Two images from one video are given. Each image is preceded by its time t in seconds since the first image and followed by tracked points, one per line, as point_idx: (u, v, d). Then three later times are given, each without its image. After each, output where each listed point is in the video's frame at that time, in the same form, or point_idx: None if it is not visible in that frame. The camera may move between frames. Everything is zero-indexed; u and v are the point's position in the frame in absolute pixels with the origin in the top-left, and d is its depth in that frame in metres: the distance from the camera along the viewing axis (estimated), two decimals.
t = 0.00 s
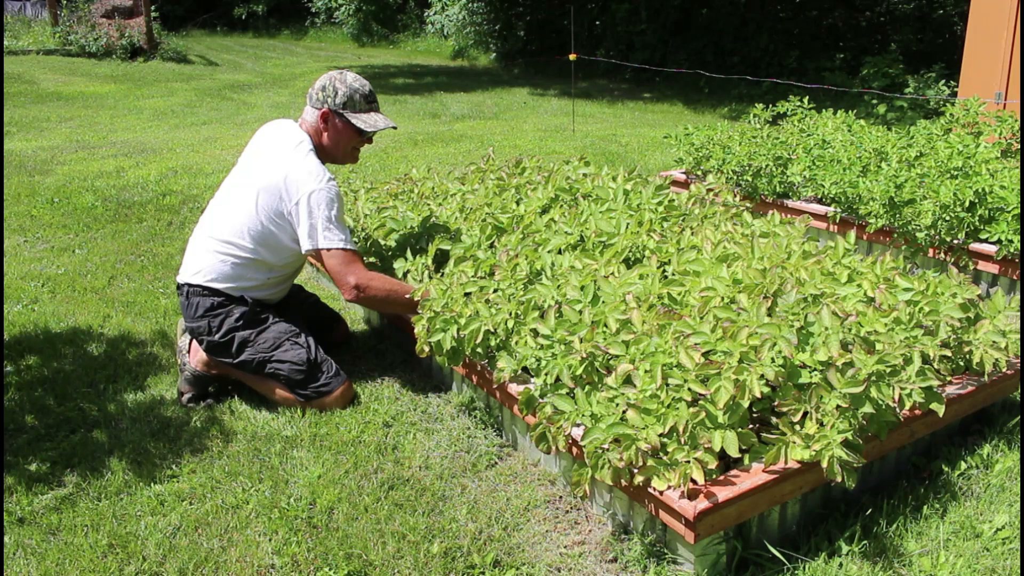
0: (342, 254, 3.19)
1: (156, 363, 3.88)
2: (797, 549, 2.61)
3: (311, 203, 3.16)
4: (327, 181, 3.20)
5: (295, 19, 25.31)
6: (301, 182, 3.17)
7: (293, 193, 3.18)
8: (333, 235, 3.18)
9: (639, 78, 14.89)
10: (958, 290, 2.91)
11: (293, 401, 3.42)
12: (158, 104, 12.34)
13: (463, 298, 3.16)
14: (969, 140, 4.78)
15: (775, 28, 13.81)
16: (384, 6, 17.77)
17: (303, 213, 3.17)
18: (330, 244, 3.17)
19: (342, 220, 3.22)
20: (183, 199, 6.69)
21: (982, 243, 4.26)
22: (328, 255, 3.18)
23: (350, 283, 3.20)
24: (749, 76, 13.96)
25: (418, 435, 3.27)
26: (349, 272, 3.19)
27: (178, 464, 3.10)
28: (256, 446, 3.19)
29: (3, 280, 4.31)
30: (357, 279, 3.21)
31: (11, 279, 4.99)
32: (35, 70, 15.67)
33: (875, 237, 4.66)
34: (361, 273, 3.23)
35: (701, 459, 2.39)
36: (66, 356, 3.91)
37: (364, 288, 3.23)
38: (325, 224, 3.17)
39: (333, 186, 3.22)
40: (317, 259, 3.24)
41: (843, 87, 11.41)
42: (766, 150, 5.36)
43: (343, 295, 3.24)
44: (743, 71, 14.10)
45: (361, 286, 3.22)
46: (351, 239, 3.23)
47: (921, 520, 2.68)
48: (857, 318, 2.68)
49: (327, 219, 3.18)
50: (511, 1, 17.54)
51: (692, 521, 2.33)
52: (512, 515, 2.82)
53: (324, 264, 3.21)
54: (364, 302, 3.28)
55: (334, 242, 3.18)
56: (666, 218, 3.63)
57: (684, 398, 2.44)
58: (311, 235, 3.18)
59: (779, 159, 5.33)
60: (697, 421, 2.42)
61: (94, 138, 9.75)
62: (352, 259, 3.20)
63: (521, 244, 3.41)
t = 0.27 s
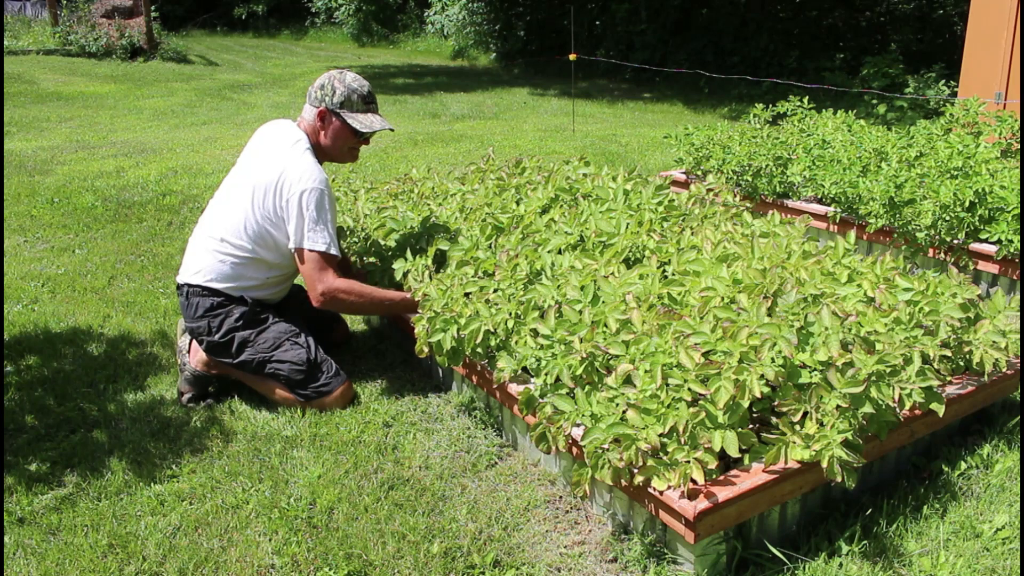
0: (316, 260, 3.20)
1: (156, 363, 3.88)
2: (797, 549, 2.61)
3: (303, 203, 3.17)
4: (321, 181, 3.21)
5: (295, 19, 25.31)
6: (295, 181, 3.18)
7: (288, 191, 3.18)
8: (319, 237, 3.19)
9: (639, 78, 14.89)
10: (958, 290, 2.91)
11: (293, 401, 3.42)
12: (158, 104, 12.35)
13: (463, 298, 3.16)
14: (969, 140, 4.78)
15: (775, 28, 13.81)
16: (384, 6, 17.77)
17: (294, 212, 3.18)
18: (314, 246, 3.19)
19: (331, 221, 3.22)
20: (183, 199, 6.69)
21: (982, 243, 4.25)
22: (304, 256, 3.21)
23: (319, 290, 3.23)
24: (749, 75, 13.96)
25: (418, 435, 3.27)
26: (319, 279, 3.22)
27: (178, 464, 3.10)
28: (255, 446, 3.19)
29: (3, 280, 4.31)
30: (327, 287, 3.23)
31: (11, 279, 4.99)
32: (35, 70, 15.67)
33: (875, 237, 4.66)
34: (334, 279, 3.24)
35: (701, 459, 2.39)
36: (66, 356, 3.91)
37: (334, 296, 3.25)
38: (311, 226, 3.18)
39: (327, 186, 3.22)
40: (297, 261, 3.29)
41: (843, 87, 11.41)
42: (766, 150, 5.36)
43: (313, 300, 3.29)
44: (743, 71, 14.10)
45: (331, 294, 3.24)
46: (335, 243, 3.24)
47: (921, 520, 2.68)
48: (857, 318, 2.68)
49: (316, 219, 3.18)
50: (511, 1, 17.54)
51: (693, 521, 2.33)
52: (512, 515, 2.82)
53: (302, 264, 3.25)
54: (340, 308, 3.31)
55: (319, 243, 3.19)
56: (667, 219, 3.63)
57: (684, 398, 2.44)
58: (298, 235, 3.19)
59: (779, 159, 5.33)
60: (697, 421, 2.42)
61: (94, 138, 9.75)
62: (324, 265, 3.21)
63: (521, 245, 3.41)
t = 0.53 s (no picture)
0: (306, 262, 3.21)
1: (156, 363, 3.88)
2: (797, 549, 2.61)
3: (297, 204, 3.16)
4: (316, 182, 3.20)
5: (295, 19, 25.30)
6: (289, 182, 3.17)
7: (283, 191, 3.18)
8: (311, 239, 3.18)
9: (639, 78, 14.89)
10: (958, 290, 2.91)
11: (293, 401, 3.42)
12: (158, 104, 12.34)
13: (463, 298, 3.16)
14: (970, 140, 4.78)
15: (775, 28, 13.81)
16: (384, 6, 17.77)
17: (287, 213, 3.17)
18: (304, 248, 3.18)
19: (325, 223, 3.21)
20: (183, 199, 6.69)
21: (982, 243, 4.25)
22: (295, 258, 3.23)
23: (308, 293, 3.25)
24: (749, 75, 13.95)
25: (418, 435, 3.27)
26: (309, 282, 3.23)
27: (178, 464, 3.10)
28: (255, 446, 3.19)
29: (3, 280, 4.31)
30: (316, 290, 3.24)
31: (11, 279, 4.99)
32: (35, 70, 15.67)
33: (875, 237, 4.66)
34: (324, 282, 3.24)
35: (701, 459, 2.39)
36: (66, 356, 3.91)
37: (323, 299, 3.25)
38: (303, 227, 3.17)
39: (322, 187, 3.21)
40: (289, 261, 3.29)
41: (843, 87, 11.41)
42: (766, 150, 5.36)
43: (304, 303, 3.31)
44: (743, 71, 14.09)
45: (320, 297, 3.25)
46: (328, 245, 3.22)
47: (921, 520, 2.68)
48: (857, 318, 2.68)
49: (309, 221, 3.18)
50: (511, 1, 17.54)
51: (693, 521, 2.33)
52: (512, 515, 2.82)
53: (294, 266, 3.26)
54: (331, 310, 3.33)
55: (310, 245, 3.18)
56: (666, 219, 3.63)
57: (684, 398, 2.44)
58: (291, 237, 3.18)
59: (779, 159, 5.33)
60: (697, 421, 2.42)
61: (94, 138, 9.75)
62: (314, 269, 3.21)
63: (521, 245, 3.41)
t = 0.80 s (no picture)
0: (297, 262, 3.20)
1: (156, 363, 3.88)
2: (797, 549, 2.61)
3: (292, 204, 3.15)
4: (313, 182, 3.19)
5: (295, 19, 25.30)
6: (285, 182, 3.16)
7: (279, 192, 3.17)
8: (306, 240, 3.18)
9: (639, 78, 14.90)
10: (958, 290, 2.91)
11: (293, 401, 3.42)
12: (158, 104, 12.35)
13: (463, 298, 3.17)
14: (969, 140, 4.78)
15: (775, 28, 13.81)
16: (384, 6, 17.76)
17: (282, 213, 3.16)
18: (299, 248, 3.18)
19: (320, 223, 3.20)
20: (183, 199, 6.69)
21: (982, 243, 4.25)
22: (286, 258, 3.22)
23: (299, 293, 3.24)
24: (749, 75, 13.96)
25: (418, 435, 3.27)
26: (299, 283, 3.22)
27: (178, 464, 3.10)
28: (255, 446, 3.19)
29: (3, 280, 4.31)
30: (308, 290, 3.23)
31: (11, 278, 4.99)
32: (35, 70, 15.68)
33: (875, 237, 4.66)
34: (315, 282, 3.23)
35: (701, 459, 2.39)
36: (66, 356, 3.91)
37: (316, 298, 3.25)
38: (299, 228, 3.17)
39: (318, 188, 3.20)
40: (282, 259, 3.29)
41: (843, 87, 11.41)
42: (766, 150, 5.36)
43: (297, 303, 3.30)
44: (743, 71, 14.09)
45: (313, 297, 3.24)
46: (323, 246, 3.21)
47: (921, 520, 2.68)
48: (857, 318, 2.68)
49: (305, 221, 3.17)
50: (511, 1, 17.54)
51: (693, 521, 2.33)
52: (512, 515, 2.82)
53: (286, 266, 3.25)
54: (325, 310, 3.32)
55: (305, 246, 3.18)
56: (666, 219, 3.63)
57: (684, 398, 2.44)
58: (285, 237, 3.18)
59: (779, 159, 5.33)
60: (697, 421, 2.42)
61: (94, 138, 9.75)
62: (305, 269, 3.20)
63: (521, 245, 3.41)
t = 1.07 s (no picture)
0: (277, 259, 3.20)
1: (156, 363, 3.88)
2: (797, 549, 2.61)
3: (278, 202, 3.15)
4: (299, 180, 3.18)
5: (295, 19, 25.29)
6: (272, 179, 3.16)
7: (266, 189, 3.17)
8: (290, 238, 3.17)
9: (639, 78, 14.90)
10: (958, 290, 2.91)
11: (293, 402, 3.42)
12: (158, 104, 12.35)
13: (463, 298, 3.17)
14: (969, 140, 4.78)
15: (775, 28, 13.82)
16: (384, 6, 17.76)
17: (268, 210, 3.16)
18: (282, 245, 3.17)
19: (305, 221, 3.19)
20: (183, 199, 6.69)
21: (982, 243, 4.25)
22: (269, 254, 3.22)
23: (281, 291, 3.23)
24: (749, 75, 13.95)
25: (418, 435, 3.27)
26: (279, 281, 3.22)
27: (178, 464, 3.10)
28: (256, 446, 3.19)
29: (3, 280, 4.32)
30: (288, 287, 3.22)
31: (11, 279, 4.99)
32: (35, 70, 15.67)
33: (875, 237, 4.66)
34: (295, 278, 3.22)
35: (701, 459, 2.39)
36: (66, 356, 3.91)
37: (298, 294, 3.24)
38: (283, 225, 3.16)
39: (305, 186, 3.19)
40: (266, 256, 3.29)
41: (843, 87, 11.41)
42: (766, 150, 5.36)
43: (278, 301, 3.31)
44: (743, 71, 14.09)
45: (295, 294, 3.24)
46: (306, 244, 3.20)
47: (921, 520, 2.68)
48: (857, 318, 2.68)
49: (289, 219, 3.16)
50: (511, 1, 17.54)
51: (693, 522, 2.33)
52: (512, 515, 2.82)
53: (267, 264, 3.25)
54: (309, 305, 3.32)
55: (288, 244, 3.17)
56: (666, 219, 3.63)
57: (684, 398, 2.44)
58: (270, 234, 3.17)
59: (779, 159, 5.33)
60: (697, 421, 2.42)
61: (94, 138, 9.75)
62: (284, 266, 3.20)
63: (521, 244, 3.41)
